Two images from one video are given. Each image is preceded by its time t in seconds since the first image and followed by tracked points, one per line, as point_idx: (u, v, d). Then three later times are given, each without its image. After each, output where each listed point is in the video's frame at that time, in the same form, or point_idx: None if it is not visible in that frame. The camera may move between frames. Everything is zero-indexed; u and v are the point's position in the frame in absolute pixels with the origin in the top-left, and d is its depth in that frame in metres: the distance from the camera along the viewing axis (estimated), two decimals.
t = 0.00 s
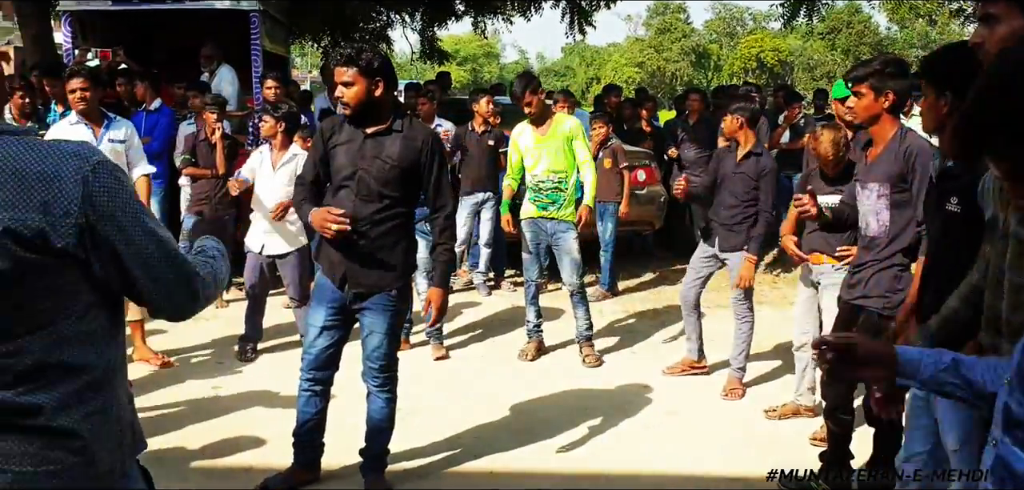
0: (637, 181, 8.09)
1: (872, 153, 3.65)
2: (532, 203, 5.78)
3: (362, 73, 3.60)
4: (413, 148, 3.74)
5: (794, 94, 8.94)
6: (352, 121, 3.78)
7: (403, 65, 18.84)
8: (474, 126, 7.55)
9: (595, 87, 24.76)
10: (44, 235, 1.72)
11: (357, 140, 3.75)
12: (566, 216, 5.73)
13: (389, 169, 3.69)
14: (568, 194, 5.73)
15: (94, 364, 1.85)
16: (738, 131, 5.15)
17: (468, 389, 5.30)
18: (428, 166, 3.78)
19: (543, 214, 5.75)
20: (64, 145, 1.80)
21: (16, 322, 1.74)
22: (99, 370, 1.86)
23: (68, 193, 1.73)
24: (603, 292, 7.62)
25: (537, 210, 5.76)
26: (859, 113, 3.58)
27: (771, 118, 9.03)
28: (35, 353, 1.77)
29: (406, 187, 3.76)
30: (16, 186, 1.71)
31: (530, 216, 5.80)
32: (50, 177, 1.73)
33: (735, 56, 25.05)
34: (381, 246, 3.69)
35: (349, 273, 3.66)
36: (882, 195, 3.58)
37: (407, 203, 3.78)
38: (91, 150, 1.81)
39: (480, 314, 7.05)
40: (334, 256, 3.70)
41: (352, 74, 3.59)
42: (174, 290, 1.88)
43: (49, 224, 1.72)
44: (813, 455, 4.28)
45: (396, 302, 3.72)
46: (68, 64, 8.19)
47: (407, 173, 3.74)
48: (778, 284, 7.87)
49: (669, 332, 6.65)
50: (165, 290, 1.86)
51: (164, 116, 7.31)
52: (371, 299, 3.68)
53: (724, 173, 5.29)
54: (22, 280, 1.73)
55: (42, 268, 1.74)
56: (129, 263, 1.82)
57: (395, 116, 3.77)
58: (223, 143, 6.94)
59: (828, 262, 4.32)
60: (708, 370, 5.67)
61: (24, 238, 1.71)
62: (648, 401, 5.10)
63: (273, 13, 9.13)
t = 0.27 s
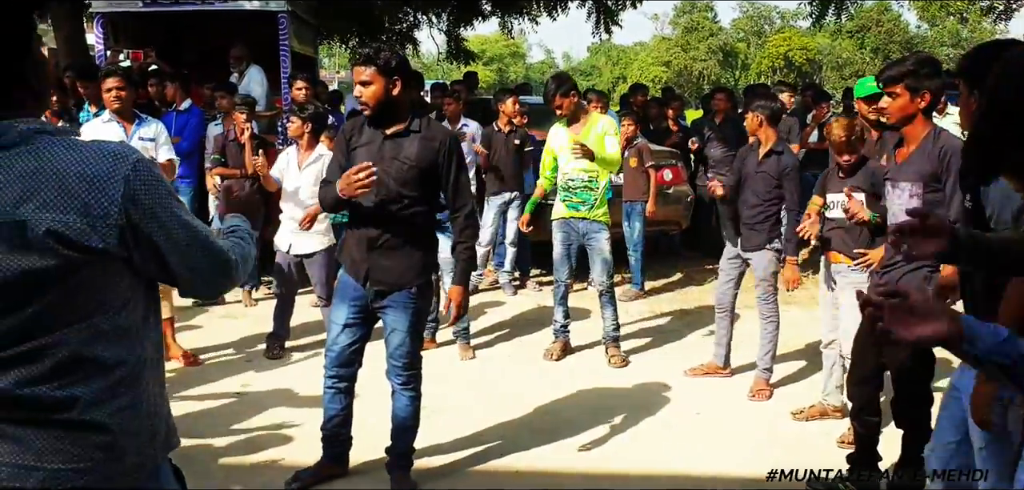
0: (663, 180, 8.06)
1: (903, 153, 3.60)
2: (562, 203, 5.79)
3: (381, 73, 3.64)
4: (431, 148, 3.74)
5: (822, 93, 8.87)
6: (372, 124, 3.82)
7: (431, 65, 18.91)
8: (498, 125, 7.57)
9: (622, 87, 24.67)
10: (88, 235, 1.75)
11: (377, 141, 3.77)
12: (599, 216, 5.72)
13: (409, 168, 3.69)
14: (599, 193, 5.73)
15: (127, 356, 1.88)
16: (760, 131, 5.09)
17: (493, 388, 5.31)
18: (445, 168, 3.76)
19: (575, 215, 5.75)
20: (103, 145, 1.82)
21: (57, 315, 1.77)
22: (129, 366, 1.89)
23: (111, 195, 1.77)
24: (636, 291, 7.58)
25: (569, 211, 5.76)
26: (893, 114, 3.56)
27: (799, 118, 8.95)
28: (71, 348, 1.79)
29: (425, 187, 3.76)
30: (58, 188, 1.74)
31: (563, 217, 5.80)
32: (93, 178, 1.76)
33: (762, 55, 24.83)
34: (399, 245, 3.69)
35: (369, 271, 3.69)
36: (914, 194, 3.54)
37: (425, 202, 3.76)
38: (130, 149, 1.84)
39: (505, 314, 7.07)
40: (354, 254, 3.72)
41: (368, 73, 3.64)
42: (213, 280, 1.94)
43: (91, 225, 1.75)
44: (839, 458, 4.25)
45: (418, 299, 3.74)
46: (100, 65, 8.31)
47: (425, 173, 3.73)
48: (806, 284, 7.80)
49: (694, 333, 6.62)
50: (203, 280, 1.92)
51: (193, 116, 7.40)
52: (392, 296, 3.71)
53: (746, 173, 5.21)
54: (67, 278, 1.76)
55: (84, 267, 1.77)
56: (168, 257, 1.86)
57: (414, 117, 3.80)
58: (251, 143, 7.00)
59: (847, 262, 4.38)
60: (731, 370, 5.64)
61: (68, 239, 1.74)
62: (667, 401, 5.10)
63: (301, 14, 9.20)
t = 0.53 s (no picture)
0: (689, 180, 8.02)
1: (930, 152, 3.55)
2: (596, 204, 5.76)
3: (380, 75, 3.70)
4: (437, 144, 3.74)
5: (848, 92, 8.81)
6: (381, 125, 3.88)
7: (455, 65, 18.98)
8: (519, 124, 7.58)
9: (645, 86, 24.59)
10: (114, 232, 1.68)
11: (386, 140, 3.83)
12: (633, 216, 5.71)
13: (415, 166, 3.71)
14: (633, 193, 5.70)
15: (150, 355, 1.78)
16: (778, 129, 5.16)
17: (517, 387, 5.32)
18: (451, 160, 3.75)
19: (609, 215, 5.73)
20: (134, 142, 1.78)
21: (81, 312, 1.69)
22: (154, 363, 1.79)
23: (139, 191, 1.71)
24: (667, 290, 7.54)
25: (604, 211, 5.73)
26: (922, 113, 3.52)
27: (825, 117, 8.89)
28: (90, 344, 1.70)
29: (433, 184, 3.77)
30: (86, 182, 1.68)
31: (596, 217, 5.77)
32: (121, 174, 1.70)
33: (787, 54, 24.67)
34: (407, 243, 3.71)
35: (380, 268, 3.71)
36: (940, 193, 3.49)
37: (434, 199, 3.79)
38: (160, 148, 1.79)
39: (528, 313, 7.09)
40: (365, 252, 3.74)
41: (372, 77, 3.69)
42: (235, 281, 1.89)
43: (117, 223, 1.68)
44: (865, 459, 4.22)
45: (430, 294, 3.74)
46: (130, 65, 8.41)
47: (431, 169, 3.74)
48: (832, 285, 7.75)
49: (720, 333, 6.60)
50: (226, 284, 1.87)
51: (221, 116, 7.47)
52: (404, 293, 3.71)
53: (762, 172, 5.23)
54: (93, 277, 1.69)
55: (110, 264, 1.70)
56: (194, 259, 1.80)
57: (420, 113, 3.82)
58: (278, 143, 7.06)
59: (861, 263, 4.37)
60: (757, 371, 5.62)
61: (93, 234, 1.67)
62: (676, 399, 5.13)
63: (327, 15, 9.25)
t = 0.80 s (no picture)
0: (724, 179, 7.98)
1: (969, 151, 3.52)
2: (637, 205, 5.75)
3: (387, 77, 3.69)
4: (450, 140, 3.75)
5: (886, 91, 8.70)
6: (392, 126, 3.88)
7: (489, 66, 19.04)
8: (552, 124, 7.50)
9: (679, 85, 24.47)
10: (138, 226, 1.63)
11: (399, 141, 3.83)
12: (674, 216, 5.68)
13: (429, 164, 3.72)
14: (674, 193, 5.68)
15: (185, 351, 1.74)
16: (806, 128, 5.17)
17: (550, 387, 5.33)
18: (465, 154, 3.76)
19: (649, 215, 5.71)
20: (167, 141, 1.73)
21: (113, 308, 1.65)
22: (191, 359, 1.75)
23: (163, 185, 1.65)
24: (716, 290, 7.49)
25: (644, 211, 5.72)
26: (959, 112, 3.49)
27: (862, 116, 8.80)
28: (123, 339, 1.66)
29: (449, 180, 3.79)
30: (114, 176, 1.65)
31: (637, 218, 5.74)
32: (146, 169, 1.66)
33: (824, 52, 24.38)
34: (427, 240, 3.74)
35: (400, 266, 3.73)
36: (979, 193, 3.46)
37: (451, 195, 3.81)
38: (190, 146, 1.73)
39: (560, 313, 7.10)
40: (387, 250, 3.78)
41: (379, 88, 3.69)
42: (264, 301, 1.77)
43: (142, 217, 1.63)
44: (900, 462, 4.16)
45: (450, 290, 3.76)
46: (170, 67, 8.58)
47: (446, 166, 3.76)
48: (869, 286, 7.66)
49: (754, 334, 6.56)
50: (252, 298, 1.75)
51: (257, 116, 7.58)
52: (425, 288, 3.73)
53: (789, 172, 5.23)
54: (120, 273, 1.64)
55: (137, 259, 1.64)
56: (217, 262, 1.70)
57: (430, 110, 3.81)
58: (314, 143, 7.14)
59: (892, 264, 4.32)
60: (791, 372, 5.57)
61: (120, 227, 1.62)
62: (693, 397, 5.16)
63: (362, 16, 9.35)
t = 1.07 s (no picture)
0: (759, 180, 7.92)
1: (1008, 151, 3.47)
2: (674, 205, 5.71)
3: (389, 89, 3.72)
4: (465, 137, 3.80)
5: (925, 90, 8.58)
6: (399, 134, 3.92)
7: (522, 66, 19.06)
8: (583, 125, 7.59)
9: (713, 84, 24.32)
10: (180, 215, 1.59)
11: (411, 145, 3.86)
12: (710, 218, 5.61)
13: (445, 163, 3.76)
14: (711, 194, 5.60)
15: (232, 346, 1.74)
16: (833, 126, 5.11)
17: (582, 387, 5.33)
18: (480, 149, 3.83)
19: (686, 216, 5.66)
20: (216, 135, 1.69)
21: (163, 303, 1.64)
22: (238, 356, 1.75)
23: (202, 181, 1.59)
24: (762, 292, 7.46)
25: (681, 212, 5.67)
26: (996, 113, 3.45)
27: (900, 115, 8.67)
28: (172, 333, 1.65)
29: (466, 177, 3.83)
30: (163, 166, 1.63)
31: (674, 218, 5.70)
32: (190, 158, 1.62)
33: (861, 51, 24.07)
34: (450, 238, 3.76)
35: (425, 266, 3.75)
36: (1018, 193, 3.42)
37: (469, 192, 3.84)
38: (234, 139, 1.67)
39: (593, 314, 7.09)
40: (411, 251, 3.79)
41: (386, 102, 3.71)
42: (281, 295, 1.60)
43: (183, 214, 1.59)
44: (938, 465, 4.09)
45: (475, 288, 3.76)
46: (207, 69, 8.72)
47: (462, 164, 3.80)
48: (907, 287, 7.55)
49: (790, 336, 6.50)
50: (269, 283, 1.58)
51: (293, 118, 7.69)
52: (450, 286, 3.74)
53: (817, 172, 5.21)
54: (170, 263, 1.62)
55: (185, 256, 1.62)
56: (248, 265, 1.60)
57: (439, 111, 3.85)
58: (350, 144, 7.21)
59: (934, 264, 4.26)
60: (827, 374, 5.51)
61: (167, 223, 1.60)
62: (715, 395, 5.16)
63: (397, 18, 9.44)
